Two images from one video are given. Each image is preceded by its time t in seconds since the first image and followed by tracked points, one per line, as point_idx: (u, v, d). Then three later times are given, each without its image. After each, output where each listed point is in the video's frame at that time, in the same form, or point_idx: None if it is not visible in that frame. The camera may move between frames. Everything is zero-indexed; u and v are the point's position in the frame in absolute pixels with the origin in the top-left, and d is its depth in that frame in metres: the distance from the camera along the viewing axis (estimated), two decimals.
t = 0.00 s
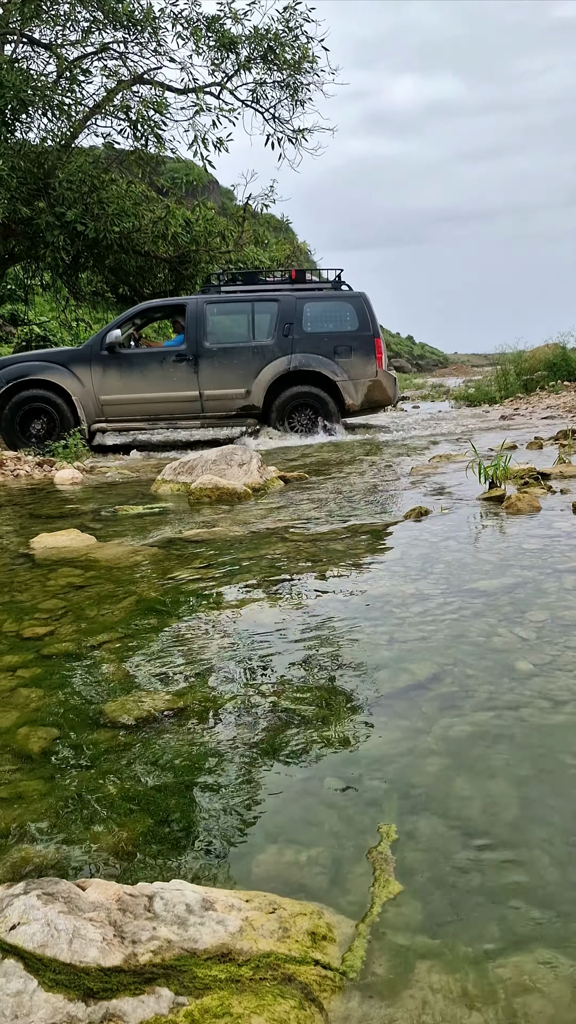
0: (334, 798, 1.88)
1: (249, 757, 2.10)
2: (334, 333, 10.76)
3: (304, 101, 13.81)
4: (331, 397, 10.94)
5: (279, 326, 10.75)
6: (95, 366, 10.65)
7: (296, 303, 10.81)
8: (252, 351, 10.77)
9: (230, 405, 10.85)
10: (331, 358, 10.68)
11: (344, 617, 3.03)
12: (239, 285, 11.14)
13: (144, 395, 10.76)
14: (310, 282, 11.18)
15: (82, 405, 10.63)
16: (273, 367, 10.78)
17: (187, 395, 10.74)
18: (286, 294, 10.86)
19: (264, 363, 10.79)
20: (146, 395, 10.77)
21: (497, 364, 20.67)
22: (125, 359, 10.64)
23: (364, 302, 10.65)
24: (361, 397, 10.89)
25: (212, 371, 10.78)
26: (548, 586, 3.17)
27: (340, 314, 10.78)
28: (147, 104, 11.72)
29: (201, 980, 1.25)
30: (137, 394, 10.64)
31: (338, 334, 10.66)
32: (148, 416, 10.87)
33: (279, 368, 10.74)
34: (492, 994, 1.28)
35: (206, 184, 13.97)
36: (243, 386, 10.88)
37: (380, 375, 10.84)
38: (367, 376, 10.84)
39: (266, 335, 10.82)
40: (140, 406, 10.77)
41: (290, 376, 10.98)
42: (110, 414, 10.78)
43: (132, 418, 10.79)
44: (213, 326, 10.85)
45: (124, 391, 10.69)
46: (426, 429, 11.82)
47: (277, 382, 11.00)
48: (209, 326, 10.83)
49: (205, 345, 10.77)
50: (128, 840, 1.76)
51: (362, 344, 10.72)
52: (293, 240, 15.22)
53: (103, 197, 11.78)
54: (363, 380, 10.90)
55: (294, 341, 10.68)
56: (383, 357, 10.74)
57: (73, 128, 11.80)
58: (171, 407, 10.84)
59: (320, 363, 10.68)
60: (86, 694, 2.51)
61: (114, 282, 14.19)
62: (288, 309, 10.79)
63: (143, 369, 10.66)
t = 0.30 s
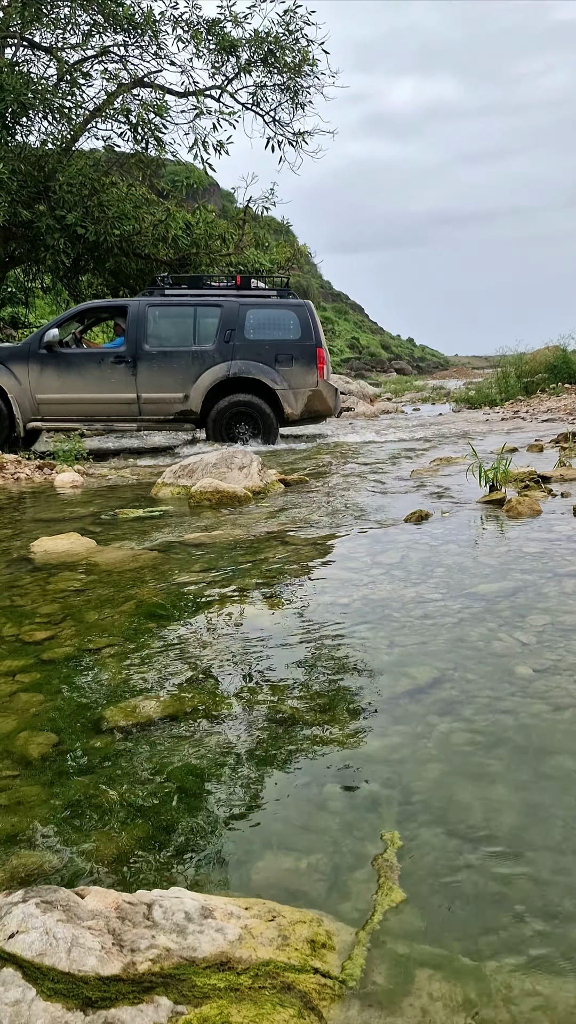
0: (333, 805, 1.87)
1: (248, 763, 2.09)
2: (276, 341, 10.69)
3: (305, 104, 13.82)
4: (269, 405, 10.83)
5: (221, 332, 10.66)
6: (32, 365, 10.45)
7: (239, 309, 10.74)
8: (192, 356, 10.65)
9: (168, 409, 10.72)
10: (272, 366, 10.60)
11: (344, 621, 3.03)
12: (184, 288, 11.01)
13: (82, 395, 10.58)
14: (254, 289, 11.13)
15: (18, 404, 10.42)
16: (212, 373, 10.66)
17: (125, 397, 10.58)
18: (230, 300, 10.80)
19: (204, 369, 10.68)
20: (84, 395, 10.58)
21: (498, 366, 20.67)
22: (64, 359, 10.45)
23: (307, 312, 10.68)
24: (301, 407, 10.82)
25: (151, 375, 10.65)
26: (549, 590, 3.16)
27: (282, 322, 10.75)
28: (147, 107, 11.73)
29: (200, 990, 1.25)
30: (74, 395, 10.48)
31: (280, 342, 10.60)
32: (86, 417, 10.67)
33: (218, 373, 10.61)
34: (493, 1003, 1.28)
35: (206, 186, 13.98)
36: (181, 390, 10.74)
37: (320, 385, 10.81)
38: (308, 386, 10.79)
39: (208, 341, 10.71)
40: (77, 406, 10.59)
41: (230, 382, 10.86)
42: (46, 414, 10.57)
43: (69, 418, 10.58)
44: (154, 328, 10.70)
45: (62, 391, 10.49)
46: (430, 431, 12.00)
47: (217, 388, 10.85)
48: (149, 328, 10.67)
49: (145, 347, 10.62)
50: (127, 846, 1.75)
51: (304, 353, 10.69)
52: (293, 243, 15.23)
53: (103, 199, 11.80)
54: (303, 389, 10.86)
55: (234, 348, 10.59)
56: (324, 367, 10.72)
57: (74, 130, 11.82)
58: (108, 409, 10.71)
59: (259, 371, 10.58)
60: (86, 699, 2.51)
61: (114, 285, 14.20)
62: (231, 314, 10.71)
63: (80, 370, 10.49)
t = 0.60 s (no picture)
0: (334, 807, 1.87)
1: (249, 765, 2.09)
2: (222, 349, 10.68)
3: (303, 107, 13.86)
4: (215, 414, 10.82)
5: (168, 339, 10.65)
6: None
7: (187, 315, 10.73)
8: (137, 362, 10.65)
9: (112, 414, 10.67)
10: (217, 374, 10.59)
11: (345, 623, 3.03)
12: (134, 293, 11.01)
13: (25, 399, 10.64)
14: (204, 296, 11.13)
15: None
16: (157, 379, 10.65)
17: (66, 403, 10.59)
18: (178, 307, 10.77)
19: (149, 377, 10.67)
20: (28, 399, 10.65)
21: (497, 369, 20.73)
22: (9, 362, 10.55)
23: (255, 320, 10.63)
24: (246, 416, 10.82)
25: (94, 380, 10.66)
26: (550, 591, 3.16)
27: (230, 330, 10.72)
28: (146, 111, 11.76)
29: (203, 992, 1.24)
30: (15, 395, 10.56)
31: (225, 351, 10.60)
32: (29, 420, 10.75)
33: (162, 380, 10.60)
34: (498, 1004, 1.27)
35: (205, 190, 14.01)
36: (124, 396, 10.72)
37: (267, 395, 10.80)
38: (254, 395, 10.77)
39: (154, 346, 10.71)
40: (21, 409, 10.68)
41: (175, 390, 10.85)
42: None
43: (12, 421, 10.69)
44: (101, 333, 10.71)
45: (6, 394, 10.60)
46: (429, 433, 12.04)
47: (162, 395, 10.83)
48: (96, 333, 10.68)
49: (90, 352, 10.64)
50: (129, 850, 1.74)
51: (250, 363, 10.68)
52: (292, 246, 15.26)
53: (102, 203, 11.81)
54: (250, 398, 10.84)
55: (180, 355, 10.60)
56: (270, 377, 10.70)
57: (72, 134, 11.84)
58: (53, 412, 10.74)
59: (205, 378, 10.58)
60: (87, 702, 2.51)
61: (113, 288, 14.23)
62: (178, 321, 10.70)
63: (24, 373, 10.57)
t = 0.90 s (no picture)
0: (335, 811, 1.87)
1: (249, 768, 2.10)
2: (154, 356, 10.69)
3: (302, 110, 13.89)
4: (145, 420, 10.80)
5: (98, 345, 10.62)
6: None
7: (119, 322, 10.74)
8: (67, 367, 10.57)
9: (41, 419, 10.60)
10: (149, 381, 10.60)
11: (345, 627, 3.03)
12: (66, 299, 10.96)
13: None
14: (139, 303, 11.10)
15: None
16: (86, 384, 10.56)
17: None
18: (110, 313, 10.73)
19: (78, 382, 10.59)
20: None
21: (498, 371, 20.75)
22: None
23: (188, 327, 10.65)
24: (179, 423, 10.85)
25: (24, 385, 10.59)
26: (550, 594, 3.16)
27: (164, 337, 10.73)
28: (145, 114, 11.78)
29: (204, 996, 1.24)
30: None
31: (157, 357, 10.60)
32: None
33: (92, 385, 10.52)
34: (498, 1008, 1.27)
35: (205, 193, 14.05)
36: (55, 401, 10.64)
37: (199, 402, 10.80)
38: (186, 402, 10.78)
39: (84, 353, 10.64)
40: None
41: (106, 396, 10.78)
42: None
43: None
44: (31, 338, 10.63)
45: None
46: (430, 436, 12.04)
47: (93, 400, 10.78)
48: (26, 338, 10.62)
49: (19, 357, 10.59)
50: (130, 853, 1.75)
51: (182, 370, 10.68)
52: (292, 249, 15.30)
53: (102, 207, 11.85)
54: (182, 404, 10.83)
55: (111, 361, 10.57)
56: (202, 384, 10.72)
57: (73, 138, 11.86)
58: None
59: (135, 384, 10.55)
60: (87, 705, 2.51)
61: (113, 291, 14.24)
62: (110, 328, 10.68)
63: None
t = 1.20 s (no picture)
0: (339, 815, 1.87)
1: (252, 772, 2.10)
2: (67, 358, 10.70)
3: (303, 113, 13.91)
4: (57, 423, 10.73)
5: (11, 346, 10.53)
6: None
7: (34, 325, 10.67)
8: None
9: None
10: (60, 383, 10.57)
11: (348, 630, 3.03)
12: None
13: None
14: (55, 307, 11.09)
15: None
16: None
17: None
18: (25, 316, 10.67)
19: None
20: None
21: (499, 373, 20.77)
22: None
23: (101, 331, 10.71)
24: (91, 426, 10.84)
25: None
26: (552, 598, 3.17)
27: (78, 341, 10.75)
28: (146, 117, 11.80)
29: (211, 1000, 1.24)
30: None
31: (69, 359, 10.60)
32: None
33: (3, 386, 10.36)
34: (503, 1012, 1.27)
35: (206, 196, 14.09)
36: None
37: (112, 406, 10.81)
38: (98, 404, 10.79)
39: None
40: None
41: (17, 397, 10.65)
42: None
43: None
44: None
45: None
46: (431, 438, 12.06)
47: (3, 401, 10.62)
48: None
49: None
50: (135, 857, 1.75)
51: (96, 373, 10.72)
52: (293, 251, 15.34)
53: (103, 209, 11.88)
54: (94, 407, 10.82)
55: (23, 362, 10.50)
56: (116, 388, 10.76)
57: (74, 140, 11.89)
58: None
59: (45, 385, 10.48)
60: (90, 709, 2.51)
61: (114, 293, 14.27)
62: (24, 330, 10.64)
63: None
